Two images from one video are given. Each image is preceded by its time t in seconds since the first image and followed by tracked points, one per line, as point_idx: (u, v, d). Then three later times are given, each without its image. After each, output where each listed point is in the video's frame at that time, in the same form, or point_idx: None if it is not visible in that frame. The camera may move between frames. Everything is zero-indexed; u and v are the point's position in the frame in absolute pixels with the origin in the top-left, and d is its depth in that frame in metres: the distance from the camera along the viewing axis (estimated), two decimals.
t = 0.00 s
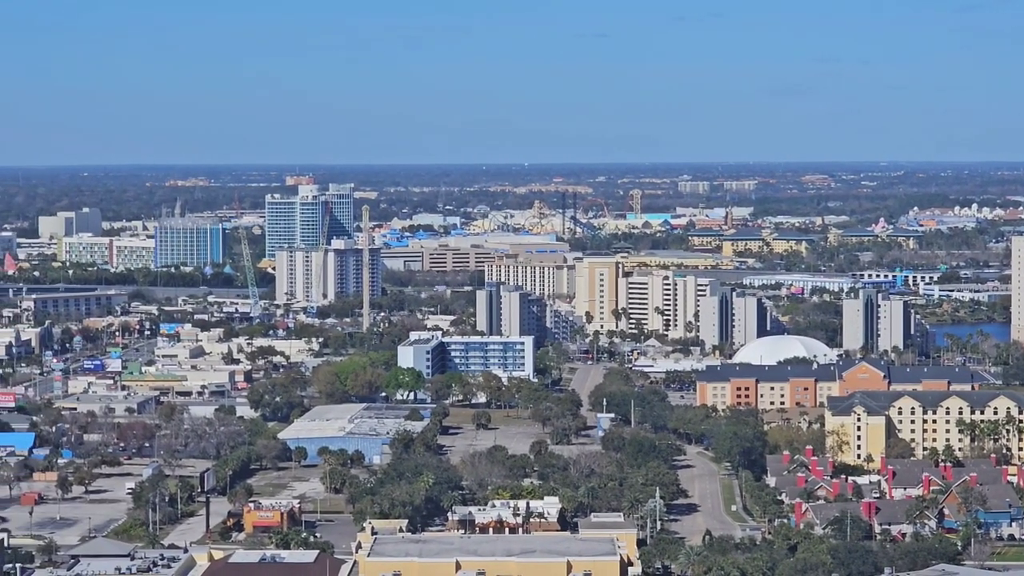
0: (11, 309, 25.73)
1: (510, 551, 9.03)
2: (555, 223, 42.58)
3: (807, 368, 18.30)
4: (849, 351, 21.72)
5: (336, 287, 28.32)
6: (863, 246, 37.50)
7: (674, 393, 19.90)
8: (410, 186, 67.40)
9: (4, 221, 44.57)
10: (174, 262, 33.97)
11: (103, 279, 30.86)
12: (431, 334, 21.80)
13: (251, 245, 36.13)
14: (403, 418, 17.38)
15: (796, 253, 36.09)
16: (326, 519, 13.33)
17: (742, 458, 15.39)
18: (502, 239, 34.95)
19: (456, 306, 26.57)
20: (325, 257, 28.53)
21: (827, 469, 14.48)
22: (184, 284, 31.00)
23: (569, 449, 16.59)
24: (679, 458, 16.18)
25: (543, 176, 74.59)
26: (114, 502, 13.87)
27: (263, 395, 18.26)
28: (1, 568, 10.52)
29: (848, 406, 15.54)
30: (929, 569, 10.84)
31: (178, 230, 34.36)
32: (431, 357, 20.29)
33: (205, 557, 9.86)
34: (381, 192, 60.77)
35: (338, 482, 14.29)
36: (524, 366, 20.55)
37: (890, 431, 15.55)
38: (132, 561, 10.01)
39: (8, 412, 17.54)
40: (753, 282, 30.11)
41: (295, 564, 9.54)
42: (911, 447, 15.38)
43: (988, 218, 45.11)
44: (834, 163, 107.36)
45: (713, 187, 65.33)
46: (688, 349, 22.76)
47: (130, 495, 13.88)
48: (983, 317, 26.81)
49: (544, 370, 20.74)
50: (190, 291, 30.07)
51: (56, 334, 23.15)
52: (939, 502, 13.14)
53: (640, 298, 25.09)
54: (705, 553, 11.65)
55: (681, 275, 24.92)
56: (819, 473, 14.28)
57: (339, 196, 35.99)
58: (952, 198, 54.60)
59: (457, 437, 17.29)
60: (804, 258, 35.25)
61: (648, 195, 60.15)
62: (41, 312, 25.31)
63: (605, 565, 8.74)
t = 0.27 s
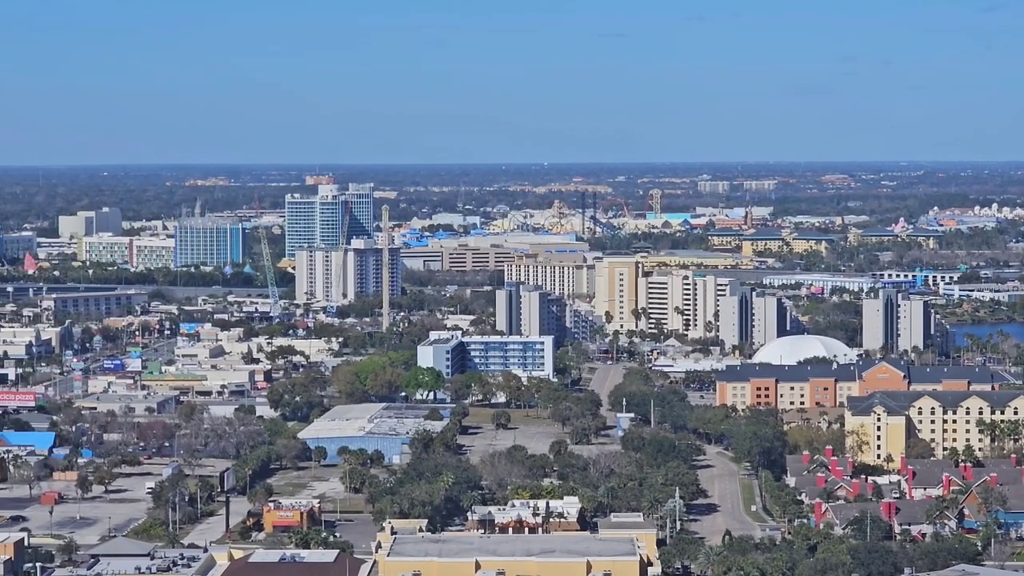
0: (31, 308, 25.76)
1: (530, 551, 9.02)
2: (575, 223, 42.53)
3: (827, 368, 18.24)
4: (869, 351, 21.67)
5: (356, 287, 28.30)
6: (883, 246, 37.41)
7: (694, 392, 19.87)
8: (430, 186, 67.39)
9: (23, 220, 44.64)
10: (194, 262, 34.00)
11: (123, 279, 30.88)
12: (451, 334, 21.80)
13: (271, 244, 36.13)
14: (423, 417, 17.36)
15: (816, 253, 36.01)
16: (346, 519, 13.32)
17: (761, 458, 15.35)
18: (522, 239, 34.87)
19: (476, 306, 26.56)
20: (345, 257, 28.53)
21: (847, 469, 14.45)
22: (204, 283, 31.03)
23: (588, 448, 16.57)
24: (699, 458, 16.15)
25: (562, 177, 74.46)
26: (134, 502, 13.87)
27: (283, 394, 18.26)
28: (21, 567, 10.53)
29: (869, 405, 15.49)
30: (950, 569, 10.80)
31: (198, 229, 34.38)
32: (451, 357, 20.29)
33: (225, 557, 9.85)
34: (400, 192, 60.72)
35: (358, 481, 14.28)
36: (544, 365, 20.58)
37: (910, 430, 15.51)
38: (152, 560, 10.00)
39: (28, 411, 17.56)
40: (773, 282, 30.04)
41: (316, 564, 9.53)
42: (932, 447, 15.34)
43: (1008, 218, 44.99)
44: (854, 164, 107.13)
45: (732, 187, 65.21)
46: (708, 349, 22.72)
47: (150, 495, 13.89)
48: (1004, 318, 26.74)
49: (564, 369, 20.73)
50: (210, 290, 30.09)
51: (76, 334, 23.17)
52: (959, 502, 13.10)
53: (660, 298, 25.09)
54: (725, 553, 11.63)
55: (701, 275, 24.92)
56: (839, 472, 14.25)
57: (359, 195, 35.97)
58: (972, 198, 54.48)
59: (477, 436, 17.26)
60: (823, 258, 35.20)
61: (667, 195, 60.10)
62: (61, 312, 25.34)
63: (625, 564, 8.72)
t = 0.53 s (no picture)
0: (48, 308, 25.79)
1: (547, 551, 9.00)
2: (592, 223, 42.49)
3: (845, 368, 18.21)
4: (887, 351, 21.63)
5: (374, 287, 28.36)
6: (901, 246, 37.33)
7: (711, 393, 19.85)
8: (448, 186, 67.37)
9: (40, 220, 44.73)
10: (212, 262, 34.04)
11: (141, 279, 30.91)
12: (468, 334, 21.79)
13: (288, 244, 36.15)
14: (440, 417, 17.35)
15: (833, 254, 35.94)
16: (363, 519, 13.32)
17: (779, 459, 15.33)
18: (540, 239, 34.82)
19: (494, 306, 26.56)
20: (362, 257, 28.54)
21: (865, 469, 14.42)
22: (221, 283, 31.07)
23: (606, 449, 16.55)
24: (717, 458, 16.12)
25: (579, 177, 74.36)
26: (152, 502, 13.88)
27: (300, 394, 18.27)
28: (40, 567, 10.54)
29: (886, 406, 15.45)
30: (967, 570, 10.77)
31: (216, 229, 34.40)
32: (468, 357, 20.28)
33: (243, 557, 9.84)
34: (418, 192, 60.70)
35: (375, 482, 14.28)
36: (561, 365, 20.51)
37: (928, 431, 15.48)
38: (169, 561, 10.00)
39: (46, 412, 17.58)
40: (791, 282, 29.99)
41: (333, 564, 9.52)
42: (949, 448, 15.30)
43: None
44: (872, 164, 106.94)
45: (750, 187, 65.10)
46: (725, 349, 22.69)
47: (167, 495, 13.90)
48: (1022, 318, 26.68)
49: (582, 369, 20.70)
50: (228, 290, 30.12)
51: (94, 334, 23.20)
52: (977, 502, 13.07)
53: (677, 299, 25.06)
54: (742, 553, 11.61)
55: (718, 275, 24.88)
56: (856, 473, 14.22)
57: (376, 195, 35.97)
58: (991, 198, 54.34)
59: (494, 437, 17.25)
60: (841, 258, 35.16)
61: (685, 195, 60.01)
62: (79, 312, 25.38)
63: (642, 564, 8.71)
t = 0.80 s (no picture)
0: (64, 308, 25.83)
1: (562, 552, 8.98)
2: (607, 224, 42.45)
3: (860, 369, 18.18)
4: (902, 352, 21.58)
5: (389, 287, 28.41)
6: (916, 246, 37.24)
7: (727, 394, 19.83)
8: (463, 186, 67.37)
9: (56, 220, 44.81)
10: (227, 262, 34.06)
11: (156, 279, 30.94)
12: (483, 334, 21.79)
13: (304, 245, 36.15)
14: (456, 418, 17.34)
15: (849, 254, 35.87)
16: (378, 520, 13.31)
17: (794, 459, 15.30)
18: (555, 240, 34.77)
19: (509, 306, 26.56)
20: (378, 257, 28.54)
21: (880, 470, 14.40)
22: (237, 284, 31.09)
23: (621, 449, 16.53)
24: (732, 459, 16.09)
25: (595, 177, 74.30)
26: (167, 502, 13.88)
27: (315, 395, 18.26)
28: (56, 567, 10.54)
29: (902, 406, 15.41)
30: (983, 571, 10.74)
31: (231, 229, 34.43)
32: (484, 357, 20.26)
33: (258, 557, 9.84)
34: (433, 192, 60.70)
35: (390, 482, 14.27)
36: (577, 366, 20.54)
37: (943, 432, 15.45)
38: (185, 561, 10.01)
39: (62, 412, 17.59)
40: (807, 283, 29.93)
41: (349, 564, 9.52)
42: (965, 449, 15.27)
43: None
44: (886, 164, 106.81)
45: (765, 187, 64.98)
46: (741, 350, 22.65)
47: (183, 495, 13.90)
48: None
49: (597, 370, 20.69)
50: (243, 291, 30.15)
51: (110, 334, 23.23)
52: (993, 503, 13.03)
53: (692, 300, 25.01)
54: (758, 554, 11.58)
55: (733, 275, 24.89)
56: (872, 474, 14.20)
57: (391, 196, 35.98)
58: (1006, 199, 54.21)
59: (509, 437, 17.23)
60: (856, 258, 35.13)
61: (701, 196, 59.94)
62: (94, 312, 25.40)
63: (658, 565, 8.69)
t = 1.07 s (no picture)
0: (79, 309, 25.87)
1: (576, 552, 8.98)
2: (622, 224, 42.42)
3: (875, 369, 18.16)
4: (916, 353, 21.54)
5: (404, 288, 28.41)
6: (931, 247, 37.17)
7: (741, 394, 19.81)
8: (478, 187, 67.38)
9: (72, 220, 44.90)
10: (242, 262, 34.09)
11: (171, 280, 30.98)
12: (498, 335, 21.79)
13: (319, 245, 36.17)
14: (470, 419, 17.33)
15: (863, 254, 35.81)
16: (393, 520, 13.31)
17: (809, 460, 15.28)
18: (570, 241, 34.77)
19: (524, 307, 26.56)
20: (392, 257, 28.56)
21: (895, 471, 14.37)
22: (252, 284, 31.12)
23: (636, 450, 16.52)
24: (747, 460, 16.07)
25: (610, 178, 74.29)
26: (182, 502, 13.89)
27: (330, 395, 18.27)
28: (71, 567, 10.56)
29: (916, 407, 15.38)
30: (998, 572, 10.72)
31: (246, 230, 34.46)
32: (498, 358, 20.26)
33: (273, 558, 9.84)
34: (448, 192, 60.70)
35: (405, 483, 14.27)
36: (591, 366, 20.52)
37: (958, 433, 15.42)
38: (200, 562, 10.02)
39: (77, 412, 17.62)
40: (821, 283, 29.88)
41: (364, 565, 9.52)
42: (980, 450, 15.24)
43: None
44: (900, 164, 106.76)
45: (780, 188, 64.91)
46: (755, 350, 22.63)
47: (197, 496, 13.91)
48: None
49: (612, 370, 20.66)
50: (258, 291, 30.18)
51: (125, 334, 23.27)
52: (1009, 504, 13.00)
53: (707, 301, 24.97)
54: (772, 554, 11.57)
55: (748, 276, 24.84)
56: (886, 475, 14.17)
57: (406, 196, 36.00)
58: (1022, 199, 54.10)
59: (524, 438, 17.22)
60: (871, 259, 35.10)
61: (716, 196, 59.88)
62: (110, 312, 25.44)
63: (671, 566, 8.69)
